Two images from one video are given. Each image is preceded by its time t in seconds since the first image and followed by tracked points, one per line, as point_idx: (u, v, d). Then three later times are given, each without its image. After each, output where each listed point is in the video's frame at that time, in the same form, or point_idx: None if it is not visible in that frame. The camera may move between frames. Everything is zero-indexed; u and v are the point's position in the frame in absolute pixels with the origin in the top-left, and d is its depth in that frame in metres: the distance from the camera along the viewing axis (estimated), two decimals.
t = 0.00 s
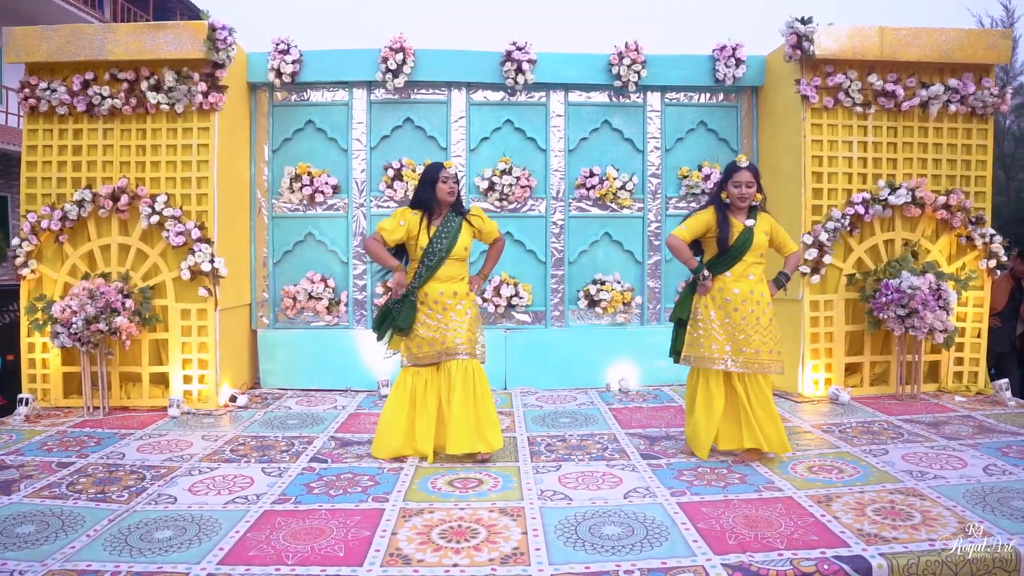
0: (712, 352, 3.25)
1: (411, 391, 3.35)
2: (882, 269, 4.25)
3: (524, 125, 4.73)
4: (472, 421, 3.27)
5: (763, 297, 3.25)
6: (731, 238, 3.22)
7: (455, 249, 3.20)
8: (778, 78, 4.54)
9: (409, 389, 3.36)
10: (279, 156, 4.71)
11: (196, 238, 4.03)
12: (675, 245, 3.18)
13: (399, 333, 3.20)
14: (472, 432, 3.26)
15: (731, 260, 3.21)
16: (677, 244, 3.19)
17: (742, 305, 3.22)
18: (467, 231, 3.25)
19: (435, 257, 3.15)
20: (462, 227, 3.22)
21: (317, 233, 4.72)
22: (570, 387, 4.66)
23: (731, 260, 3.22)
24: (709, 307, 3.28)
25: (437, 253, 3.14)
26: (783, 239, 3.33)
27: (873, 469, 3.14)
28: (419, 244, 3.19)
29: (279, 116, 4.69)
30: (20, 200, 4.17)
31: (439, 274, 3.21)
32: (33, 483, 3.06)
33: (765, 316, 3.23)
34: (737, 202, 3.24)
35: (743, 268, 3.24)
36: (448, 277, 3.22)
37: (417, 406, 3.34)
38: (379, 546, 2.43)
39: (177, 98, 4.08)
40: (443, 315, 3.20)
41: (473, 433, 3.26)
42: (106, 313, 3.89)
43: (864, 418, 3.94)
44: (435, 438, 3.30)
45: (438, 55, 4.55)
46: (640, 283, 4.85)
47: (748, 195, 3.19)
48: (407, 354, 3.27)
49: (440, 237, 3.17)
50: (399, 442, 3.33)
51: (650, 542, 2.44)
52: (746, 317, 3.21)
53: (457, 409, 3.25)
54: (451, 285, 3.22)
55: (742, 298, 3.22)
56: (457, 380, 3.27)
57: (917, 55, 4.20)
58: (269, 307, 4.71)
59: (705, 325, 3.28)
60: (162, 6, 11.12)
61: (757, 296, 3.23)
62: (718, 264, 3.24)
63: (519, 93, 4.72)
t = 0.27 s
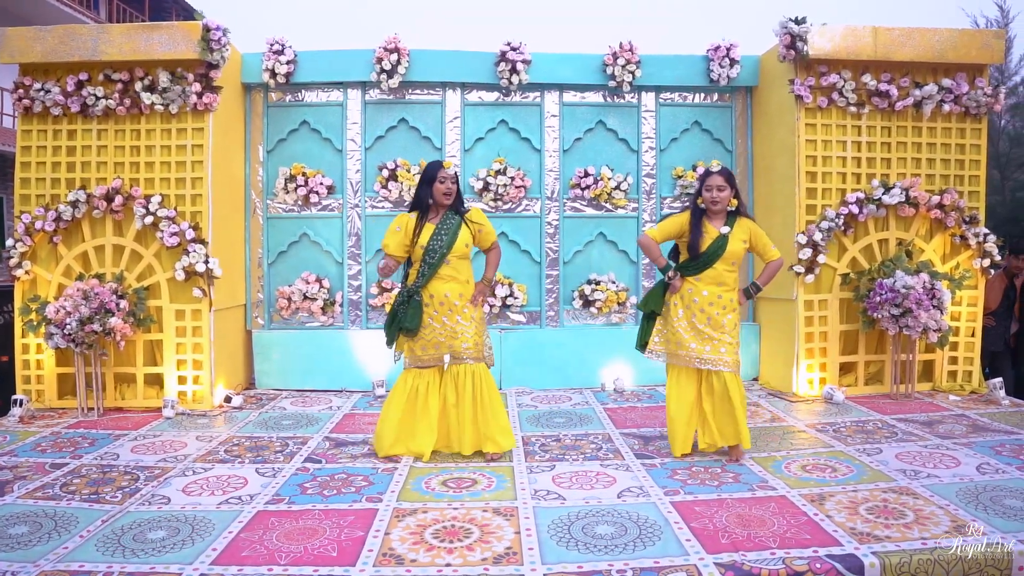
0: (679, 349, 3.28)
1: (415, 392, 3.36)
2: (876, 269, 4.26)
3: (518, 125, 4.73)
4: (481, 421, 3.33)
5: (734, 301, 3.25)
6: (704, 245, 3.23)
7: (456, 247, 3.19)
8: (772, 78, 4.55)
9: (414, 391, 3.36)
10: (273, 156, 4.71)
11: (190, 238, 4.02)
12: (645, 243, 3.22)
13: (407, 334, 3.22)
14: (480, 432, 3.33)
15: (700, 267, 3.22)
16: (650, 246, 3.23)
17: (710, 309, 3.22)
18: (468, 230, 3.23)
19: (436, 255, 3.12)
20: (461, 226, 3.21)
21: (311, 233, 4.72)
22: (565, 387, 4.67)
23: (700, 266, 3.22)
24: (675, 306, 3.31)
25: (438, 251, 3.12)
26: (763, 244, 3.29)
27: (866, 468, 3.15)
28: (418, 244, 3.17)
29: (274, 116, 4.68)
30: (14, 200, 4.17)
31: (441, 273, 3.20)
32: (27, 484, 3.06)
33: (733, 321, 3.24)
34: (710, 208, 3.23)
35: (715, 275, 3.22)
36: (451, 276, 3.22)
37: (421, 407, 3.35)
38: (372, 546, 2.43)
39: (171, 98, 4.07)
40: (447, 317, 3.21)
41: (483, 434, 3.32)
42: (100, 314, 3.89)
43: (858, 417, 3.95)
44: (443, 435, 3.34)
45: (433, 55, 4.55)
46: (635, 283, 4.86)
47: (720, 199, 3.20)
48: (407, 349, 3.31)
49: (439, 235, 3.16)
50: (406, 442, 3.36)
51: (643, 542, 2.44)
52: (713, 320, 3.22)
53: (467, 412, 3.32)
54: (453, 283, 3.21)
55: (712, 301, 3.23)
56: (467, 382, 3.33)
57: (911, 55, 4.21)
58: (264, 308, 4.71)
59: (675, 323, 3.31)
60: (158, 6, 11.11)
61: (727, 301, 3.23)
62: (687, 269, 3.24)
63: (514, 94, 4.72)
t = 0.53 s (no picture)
0: (671, 347, 3.34)
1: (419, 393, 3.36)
2: (869, 268, 4.27)
3: (511, 125, 4.74)
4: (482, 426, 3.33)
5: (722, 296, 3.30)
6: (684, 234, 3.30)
7: (465, 253, 3.21)
8: (765, 79, 4.56)
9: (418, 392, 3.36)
10: (267, 157, 4.72)
11: (184, 239, 4.03)
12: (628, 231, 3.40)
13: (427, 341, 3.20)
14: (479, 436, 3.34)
15: (681, 257, 3.28)
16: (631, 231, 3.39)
17: (698, 303, 3.28)
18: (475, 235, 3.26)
19: (445, 262, 3.17)
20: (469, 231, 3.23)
21: (305, 234, 4.73)
22: (558, 387, 4.67)
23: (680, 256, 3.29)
24: (668, 303, 3.36)
25: (446, 259, 3.16)
26: (749, 230, 3.29)
27: (857, 467, 3.16)
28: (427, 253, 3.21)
29: (268, 117, 4.69)
30: (8, 201, 4.17)
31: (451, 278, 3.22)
32: (19, 484, 3.06)
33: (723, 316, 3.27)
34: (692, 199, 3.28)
35: (699, 267, 3.28)
36: (461, 281, 3.24)
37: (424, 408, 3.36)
38: (362, 545, 2.43)
39: (164, 99, 4.08)
40: (462, 320, 3.23)
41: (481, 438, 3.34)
42: (94, 315, 3.90)
43: (850, 416, 3.96)
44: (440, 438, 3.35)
45: (426, 55, 4.56)
46: (629, 283, 4.87)
47: (703, 190, 3.25)
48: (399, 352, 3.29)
49: (447, 242, 3.19)
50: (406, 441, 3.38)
51: (632, 541, 2.44)
52: (702, 315, 3.27)
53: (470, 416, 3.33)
54: (463, 287, 3.23)
55: (699, 297, 3.28)
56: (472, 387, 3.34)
57: (903, 55, 4.23)
58: (258, 308, 4.72)
59: (666, 321, 3.36)
60: (154, 6, 11.13)
61: (714, 295, 3.28)
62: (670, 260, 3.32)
63: (507, 94, 4.73)
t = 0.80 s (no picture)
0: (678, 354, 3.34)
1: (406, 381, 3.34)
2: (863, 268, 4.27)
3: (506, 125, 4.74)
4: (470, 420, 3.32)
5: (727, 302, 3.28)
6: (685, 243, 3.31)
7: (446, 246, 3.16)
8: (759, 79, 4.56)
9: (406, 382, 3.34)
10: (262, 157, 4.72)
11: (178, 239, 4.03)
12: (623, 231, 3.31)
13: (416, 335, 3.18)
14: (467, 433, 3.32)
15: (686, 265, 3.28)
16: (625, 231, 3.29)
17: (703, 309, 3.27)
18: (461, 225, 3.19)
19: (425, 255, 3.14)
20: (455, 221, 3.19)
21: (300, 234, 4.73)
22: (553, 387, 4.68)
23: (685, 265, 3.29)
24: (674, 311, 3.36)
25: (426, 251, 3.14)
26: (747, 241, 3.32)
27: (849, 467, 3.15)
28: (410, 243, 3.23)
29: (263, 117, 4.70)
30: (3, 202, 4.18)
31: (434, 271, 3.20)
32: (13, 484, 3.07)
33: (727, 322, 3.27)
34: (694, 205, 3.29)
35: (704, 274, 3.28)
36: (446, 272, 3.20)
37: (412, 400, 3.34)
38: (353, 545, 2.43)
39: (159, 99, 4.08)
40: (445, 316, 3.20)
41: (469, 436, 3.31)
42: (88, 315, 3.90)
43: (844, 416, 3.96)
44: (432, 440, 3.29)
45: (421, 56, 4.57)
46: (623, 283, 4.87)
47: (705, 196, 3.27)
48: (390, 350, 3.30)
49: (429, 234, 3.16)
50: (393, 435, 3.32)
51: (622, 540, 2.44)
52: (708, 321, 3.27)
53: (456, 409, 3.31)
54: (447, 282, 3.19)
55: (704, 303, 3.27)
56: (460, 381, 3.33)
57: (897, 55, 4.23)
58: (253, 309, 4.72)
59: (673, 328, 3.36)
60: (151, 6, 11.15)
61: (719, 302, 3.27)
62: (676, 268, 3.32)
63: (502, 94, 4.73)
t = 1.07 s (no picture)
0: (697, 353, 3.29)
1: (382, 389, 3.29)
2: (860, 268, 4.27)
3: (503, 124, 4.74)
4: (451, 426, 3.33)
5: (742, 295, 3.26)
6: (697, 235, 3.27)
7: (422, 249, 3.15)
8: (756, 78, 4.56)
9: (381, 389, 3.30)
10: (259, 157, 4.72)
11: (174, 238, 4.03)
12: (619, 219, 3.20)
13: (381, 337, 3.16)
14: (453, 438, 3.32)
15: (698, 259, 3.25)
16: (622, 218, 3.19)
17: (718, 303, 3.25)
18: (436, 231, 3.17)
19: (400, 256, 3.13)
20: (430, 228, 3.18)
21: (297, 233, 4.73)
22: (549, 386, 4.67)
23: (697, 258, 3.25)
24: (690, 306, 3.32)
25: (401, 252, 3.13)
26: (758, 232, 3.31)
27: (845, 467, 3.15)
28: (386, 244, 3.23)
29: (259, 116, 4.70)
30: None
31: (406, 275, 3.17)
32: (8, 482, 3.07)
33: (740, 315, 3.26)
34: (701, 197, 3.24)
35: (716, 266, 3.26)
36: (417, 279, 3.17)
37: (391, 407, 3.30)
38: (346, 544, 2.43)
39: (155, 99, 4.08)
40: (411, 321, 3.19)
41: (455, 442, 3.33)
42: (84, 314, 3.90)
43: (841, 416, 3.95)
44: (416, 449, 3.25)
45: (418, 55, 4.57)
46: (620, 283, 4.86)
47: (705, 190, 3.22)
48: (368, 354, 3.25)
49: (406, 235, 3.16)
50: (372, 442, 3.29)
51: (616, 540, 2.44)
52: (724, 316, 3.26)
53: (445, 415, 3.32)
54: (418, 287, 3.17)
55: (719, 296, 3.25)
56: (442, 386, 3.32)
57: (894, 54, 4.22)
58: (250, 308, 4.72)
59: (688, 326, 3.32)
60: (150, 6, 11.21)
61: (733, 294, 3.25)
62: (688, 263, 3.28)
63: (498, 94, 4.73)
